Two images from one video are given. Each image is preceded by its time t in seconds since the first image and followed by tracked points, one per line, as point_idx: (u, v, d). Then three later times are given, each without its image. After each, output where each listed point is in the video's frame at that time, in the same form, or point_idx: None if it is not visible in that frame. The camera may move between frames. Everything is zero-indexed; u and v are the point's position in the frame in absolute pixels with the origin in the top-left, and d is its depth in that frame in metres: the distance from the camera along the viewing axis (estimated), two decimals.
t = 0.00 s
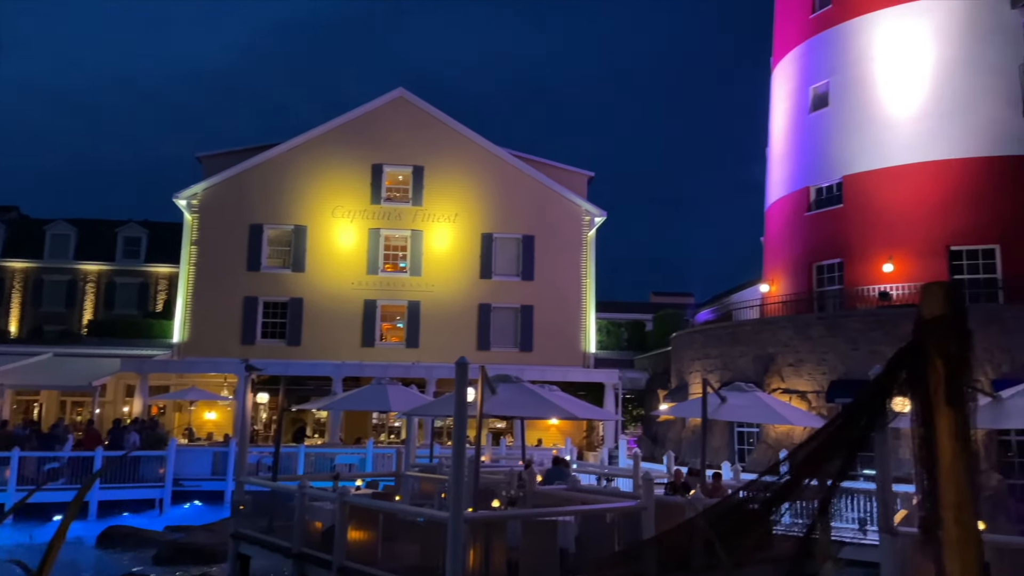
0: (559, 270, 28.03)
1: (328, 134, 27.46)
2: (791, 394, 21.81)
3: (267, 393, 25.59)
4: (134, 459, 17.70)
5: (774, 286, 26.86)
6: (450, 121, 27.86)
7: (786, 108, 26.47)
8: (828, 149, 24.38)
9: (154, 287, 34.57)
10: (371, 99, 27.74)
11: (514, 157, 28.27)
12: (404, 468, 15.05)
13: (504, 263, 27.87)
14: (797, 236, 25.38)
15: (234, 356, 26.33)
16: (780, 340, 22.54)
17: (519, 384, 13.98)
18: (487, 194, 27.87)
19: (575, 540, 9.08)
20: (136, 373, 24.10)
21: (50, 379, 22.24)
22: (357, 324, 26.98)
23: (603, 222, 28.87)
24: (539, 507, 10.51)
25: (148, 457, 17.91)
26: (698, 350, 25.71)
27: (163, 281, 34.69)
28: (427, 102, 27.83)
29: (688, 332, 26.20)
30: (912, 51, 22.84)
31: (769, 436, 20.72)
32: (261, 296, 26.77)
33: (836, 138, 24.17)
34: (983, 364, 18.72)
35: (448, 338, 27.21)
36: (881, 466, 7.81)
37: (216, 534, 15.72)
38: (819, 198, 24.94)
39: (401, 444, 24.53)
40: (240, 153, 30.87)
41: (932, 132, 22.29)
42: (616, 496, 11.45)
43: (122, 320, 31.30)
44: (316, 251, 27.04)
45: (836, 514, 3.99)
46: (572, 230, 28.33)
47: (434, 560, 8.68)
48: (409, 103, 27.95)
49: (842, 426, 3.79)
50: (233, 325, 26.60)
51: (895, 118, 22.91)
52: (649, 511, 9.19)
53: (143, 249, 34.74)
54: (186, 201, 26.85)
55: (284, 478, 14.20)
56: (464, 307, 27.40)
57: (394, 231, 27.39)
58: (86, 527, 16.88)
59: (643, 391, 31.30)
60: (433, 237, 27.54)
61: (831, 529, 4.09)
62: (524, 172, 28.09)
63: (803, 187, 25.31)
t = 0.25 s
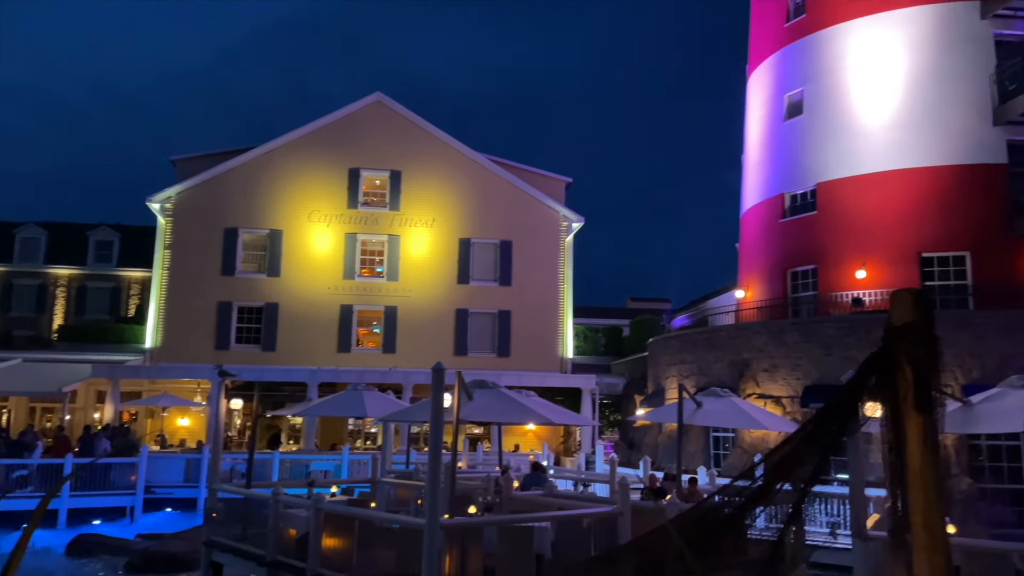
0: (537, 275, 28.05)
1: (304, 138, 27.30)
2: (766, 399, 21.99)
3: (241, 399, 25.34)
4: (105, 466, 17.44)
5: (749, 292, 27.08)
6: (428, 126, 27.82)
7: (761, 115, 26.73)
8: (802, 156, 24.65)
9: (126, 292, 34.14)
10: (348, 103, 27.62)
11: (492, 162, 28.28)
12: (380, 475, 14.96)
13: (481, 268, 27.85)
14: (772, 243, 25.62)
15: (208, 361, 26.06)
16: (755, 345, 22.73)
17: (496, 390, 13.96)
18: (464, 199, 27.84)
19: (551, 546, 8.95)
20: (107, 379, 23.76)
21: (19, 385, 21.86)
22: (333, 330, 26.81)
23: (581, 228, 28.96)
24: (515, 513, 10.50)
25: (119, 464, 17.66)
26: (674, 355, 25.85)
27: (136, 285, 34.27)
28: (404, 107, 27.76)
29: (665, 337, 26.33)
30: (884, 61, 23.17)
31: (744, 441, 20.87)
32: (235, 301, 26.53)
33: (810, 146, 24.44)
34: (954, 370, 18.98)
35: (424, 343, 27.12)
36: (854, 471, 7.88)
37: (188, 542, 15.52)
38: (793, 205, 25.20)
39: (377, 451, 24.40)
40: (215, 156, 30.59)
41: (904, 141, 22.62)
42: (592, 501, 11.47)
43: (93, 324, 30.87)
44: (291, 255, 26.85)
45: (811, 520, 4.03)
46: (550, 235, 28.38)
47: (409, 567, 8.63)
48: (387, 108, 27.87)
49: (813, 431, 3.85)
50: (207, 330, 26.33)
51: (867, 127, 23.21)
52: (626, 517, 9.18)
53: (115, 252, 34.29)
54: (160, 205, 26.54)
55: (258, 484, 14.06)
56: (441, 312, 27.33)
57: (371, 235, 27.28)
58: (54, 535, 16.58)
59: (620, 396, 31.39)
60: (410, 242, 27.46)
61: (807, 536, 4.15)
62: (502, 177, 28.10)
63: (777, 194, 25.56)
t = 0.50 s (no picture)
0: (514, 280, 28.06)
1: (281, 141, 27.11)
2: (741, 404, 22.13)
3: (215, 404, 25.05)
4: (75, 472, 17.14)
5: (724, 298, 27.28)
6: (406, 130, 27.76)
7: (736, 122, 26.96)
8: (778, 163, 24.89)
9: (98, 296, 33.65)
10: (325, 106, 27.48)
11: (469, 167, 28.26)
12: (355, 481, 14.84)
13: (459, 273, 27.79)
14: (748, 249, 25.82)
15: (181, 366, 25.76)
16: (730, 351, 22.88)
17: (473, 395, 13.91)
18: (442, 203, 27.80)
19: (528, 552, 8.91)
20: (78, 384, 23.39)
21: None
22: (309, 334, 26.61)
23: (559, 233, 29.01)
24: (491, 519, 10.45)
25: (89, 470, 17.38)
26: (651, 360, 25.96)
27: (108, 289, 33.79)
28: (382, 111, 27.69)
29: (642, 342, 26.43)
30: (857, 70, 23.47)
31: (720, 446, 20.98)
32: (210, 305, 26.26)
33: (785, 153, 24.69)
34: (926, 375, 19.22)
35: (401, 348, 26.99)
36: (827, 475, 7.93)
37: (160, 549, 15.31)
38: (769, 212, 25.43)
39: (353, 456, 24.23)
40: (189, 159, 30.29)
41: (877, 149, 22.92)
42: (569, 506, 11.46)
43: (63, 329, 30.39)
44: (267, 259, 26.63)
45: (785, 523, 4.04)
46: (527, 240, 28.41)
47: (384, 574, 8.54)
48: (364, 111, 27.77)
49: (787, 435, 3.86)
50: (180, 334, 26.03)
51: (841, 135, 23.49)
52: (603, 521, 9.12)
53: (87, 256, 33.80)
54: (133, 208, 26.20)
55: (231, 491, 13.88)
56: (418, 317, 27.23)
57: (347, 239, 27.14)
58: (22, 543, 16.27)
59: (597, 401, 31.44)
60: (388, 246, 27.34)
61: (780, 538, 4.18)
62: (480, 182, 28.09)
63: (753, 201, 25.78)
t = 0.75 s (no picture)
0: (491, 284, 28.05)
1: (257, 143, 26.92)
2: (716, 408, 22.29)
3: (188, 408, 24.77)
4: (44, 477, 16.87)
5: (700, 303, 27.47)
6: (383, 133, 27.69)
7: (712, 129, 27.20)
8: (753, 170, 25.14)
9: (69, 299, 33.13)
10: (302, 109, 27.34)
11: (447, 171, 28.24)
12: (330, 486, 14.74)
13: (436, 277, 27.73)
14: (723, 254, 26.03)
15: (153, 370, 25.46)
16: (705, 355, 23.04)
17: (449, 399, 13.88)
18: (419, 207, 27.73)
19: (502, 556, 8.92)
20: (48, 388, 23.01)
21: None
22: (284, 338, 26.41)
23: (536, 238, 29.07)
24: (467, 524, 10.42)
25: (59, 475, 17.11)
26: (627, 364, 26.06)
27: (79, 292, 33.29)
28: (359, 114, 27.59)
29: (618, 346, 26.53)
30: (831, 78, 23.78)
31: (695, 450, 21.11)
32: (183, 308, 25.98)
33: (760, 159, 24.94)
34: (897, 380, 19.49)
35: (377, 352, 26.86)
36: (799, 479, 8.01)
37: (131, 555, 15.09)
38: (743, 218, 25.67)
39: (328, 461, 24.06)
40: (163, 160, 29.96)
41: (850, 157, 23.22)
42: (545, 511, 11.46)
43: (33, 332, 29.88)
44: (242, 262, 26.40)
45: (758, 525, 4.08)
46: (505, 244, 28.43)
47: None
48: (342, 114, 27.66)
49: (759, 440, 3.89)
50: (153, 338, 25.72)
51: (815, 142, 23.78)
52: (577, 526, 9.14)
53: (58, 258, 33.28)
54: (105, 209, 25.88)
55: (204, 496, 13.73)
56: (395, 321, 27.12)
57: (324, 242, 26.99)
58: None
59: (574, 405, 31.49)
60: (364, 250, 27.22)
61: (753, 539, 4.22)
62: (457, 186, 28.07)
63: (728, 207, 26.00)
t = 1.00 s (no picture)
0: (468, 289, 28.01)
1: (232, 146, 26.68)
2: (691, 414, 22.41)
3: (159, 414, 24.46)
4: (11, 484, 16.57)
5: (675, 308, 27.62)
6: (360, 137, 27.57)
7: (688, 136, 27.40)
8: (728, 177, 25.35)
9: (38, 302, 32.57)
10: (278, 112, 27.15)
11: (424, 175, 28.17)
12: (304, 492, 14.61)
13: (412, 281, 27.65)
14: (698, 260, 26.21)
15: (124, 374, 25.12)
16: (680, 361, 23.16)
17: (425, 405, 13.84)
18: (396, 212, 27.64)
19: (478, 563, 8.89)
20: (16, 393, 22.62)
21: None
22: (258, 343, 26.18)
23: (513, 243, 29.08)
24: (441, 530, 10.40)
25: (26, 482, 16.83)
26: (603, 370, 26.13)
27: (48, 295, 32.75)
28: (336, 118, 27.46)
29: (595, 352, 26.59)
30: (805, 87, 24.06)
31: (670, 455, 21.20)
32: (155, 312, 25.66)
33: (735, 167, 25.16)
34: (869, 386, 19.72)
35: (352, 357, 26.72)
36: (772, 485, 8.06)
37: (100, 563, 14.85)
38: (719, 224, 25.86)
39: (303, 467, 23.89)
40: (136, 162, 29.59)
41: (823, 165, 23.49)
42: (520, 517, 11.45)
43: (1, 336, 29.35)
44: (216, 265, 26.14)
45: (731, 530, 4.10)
46: (482, 250, 28.41)
47: None
48: (318, 118, 27.49)
49: (732, 445, 3.91)
50: (124, 342, 25.38)
51: (789, 150, 24.04)
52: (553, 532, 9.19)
53: (28, 260, 32.74)
54: (76, 212, 25.51)
55: (176, 503, 13.56)
56: (371, 325, 26.99)
57: (299, 246, 26.81)
58: None
59: (550, 410, 31.51)
60: (340, 254, 27.07)
61: (726, 545, 4.25)
62: (434, 191, 28.02)
63: (703, 214, 26.19)
